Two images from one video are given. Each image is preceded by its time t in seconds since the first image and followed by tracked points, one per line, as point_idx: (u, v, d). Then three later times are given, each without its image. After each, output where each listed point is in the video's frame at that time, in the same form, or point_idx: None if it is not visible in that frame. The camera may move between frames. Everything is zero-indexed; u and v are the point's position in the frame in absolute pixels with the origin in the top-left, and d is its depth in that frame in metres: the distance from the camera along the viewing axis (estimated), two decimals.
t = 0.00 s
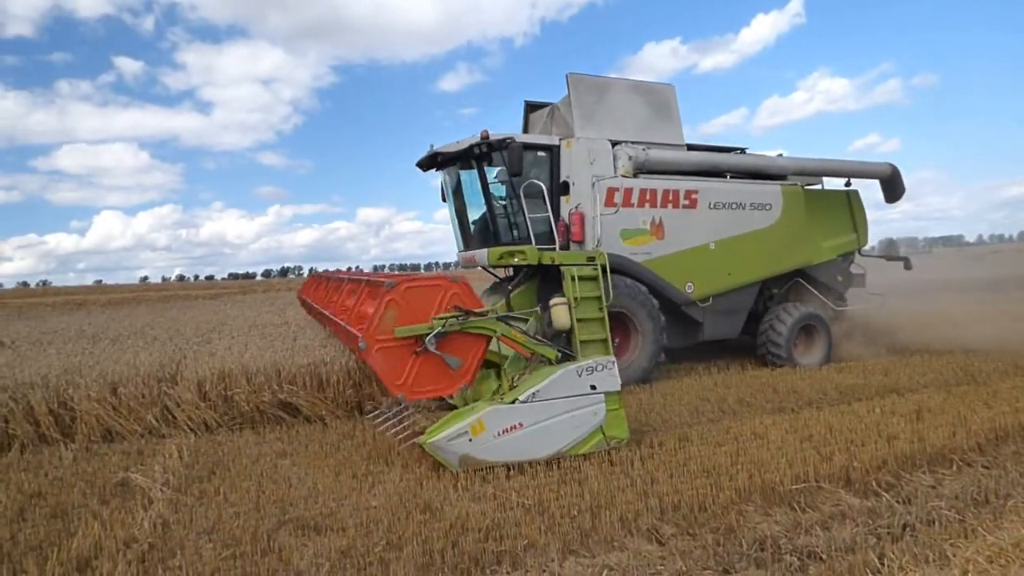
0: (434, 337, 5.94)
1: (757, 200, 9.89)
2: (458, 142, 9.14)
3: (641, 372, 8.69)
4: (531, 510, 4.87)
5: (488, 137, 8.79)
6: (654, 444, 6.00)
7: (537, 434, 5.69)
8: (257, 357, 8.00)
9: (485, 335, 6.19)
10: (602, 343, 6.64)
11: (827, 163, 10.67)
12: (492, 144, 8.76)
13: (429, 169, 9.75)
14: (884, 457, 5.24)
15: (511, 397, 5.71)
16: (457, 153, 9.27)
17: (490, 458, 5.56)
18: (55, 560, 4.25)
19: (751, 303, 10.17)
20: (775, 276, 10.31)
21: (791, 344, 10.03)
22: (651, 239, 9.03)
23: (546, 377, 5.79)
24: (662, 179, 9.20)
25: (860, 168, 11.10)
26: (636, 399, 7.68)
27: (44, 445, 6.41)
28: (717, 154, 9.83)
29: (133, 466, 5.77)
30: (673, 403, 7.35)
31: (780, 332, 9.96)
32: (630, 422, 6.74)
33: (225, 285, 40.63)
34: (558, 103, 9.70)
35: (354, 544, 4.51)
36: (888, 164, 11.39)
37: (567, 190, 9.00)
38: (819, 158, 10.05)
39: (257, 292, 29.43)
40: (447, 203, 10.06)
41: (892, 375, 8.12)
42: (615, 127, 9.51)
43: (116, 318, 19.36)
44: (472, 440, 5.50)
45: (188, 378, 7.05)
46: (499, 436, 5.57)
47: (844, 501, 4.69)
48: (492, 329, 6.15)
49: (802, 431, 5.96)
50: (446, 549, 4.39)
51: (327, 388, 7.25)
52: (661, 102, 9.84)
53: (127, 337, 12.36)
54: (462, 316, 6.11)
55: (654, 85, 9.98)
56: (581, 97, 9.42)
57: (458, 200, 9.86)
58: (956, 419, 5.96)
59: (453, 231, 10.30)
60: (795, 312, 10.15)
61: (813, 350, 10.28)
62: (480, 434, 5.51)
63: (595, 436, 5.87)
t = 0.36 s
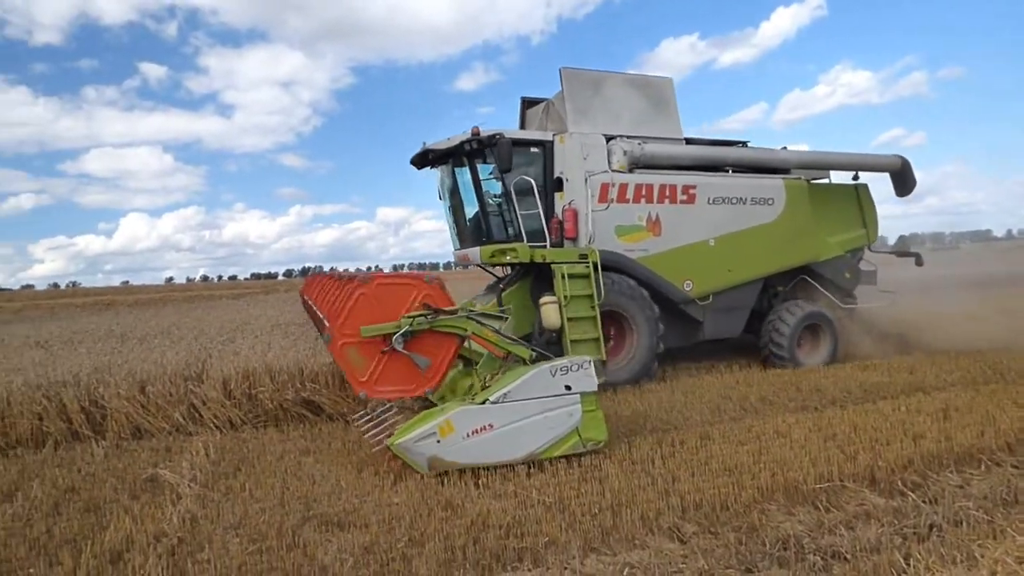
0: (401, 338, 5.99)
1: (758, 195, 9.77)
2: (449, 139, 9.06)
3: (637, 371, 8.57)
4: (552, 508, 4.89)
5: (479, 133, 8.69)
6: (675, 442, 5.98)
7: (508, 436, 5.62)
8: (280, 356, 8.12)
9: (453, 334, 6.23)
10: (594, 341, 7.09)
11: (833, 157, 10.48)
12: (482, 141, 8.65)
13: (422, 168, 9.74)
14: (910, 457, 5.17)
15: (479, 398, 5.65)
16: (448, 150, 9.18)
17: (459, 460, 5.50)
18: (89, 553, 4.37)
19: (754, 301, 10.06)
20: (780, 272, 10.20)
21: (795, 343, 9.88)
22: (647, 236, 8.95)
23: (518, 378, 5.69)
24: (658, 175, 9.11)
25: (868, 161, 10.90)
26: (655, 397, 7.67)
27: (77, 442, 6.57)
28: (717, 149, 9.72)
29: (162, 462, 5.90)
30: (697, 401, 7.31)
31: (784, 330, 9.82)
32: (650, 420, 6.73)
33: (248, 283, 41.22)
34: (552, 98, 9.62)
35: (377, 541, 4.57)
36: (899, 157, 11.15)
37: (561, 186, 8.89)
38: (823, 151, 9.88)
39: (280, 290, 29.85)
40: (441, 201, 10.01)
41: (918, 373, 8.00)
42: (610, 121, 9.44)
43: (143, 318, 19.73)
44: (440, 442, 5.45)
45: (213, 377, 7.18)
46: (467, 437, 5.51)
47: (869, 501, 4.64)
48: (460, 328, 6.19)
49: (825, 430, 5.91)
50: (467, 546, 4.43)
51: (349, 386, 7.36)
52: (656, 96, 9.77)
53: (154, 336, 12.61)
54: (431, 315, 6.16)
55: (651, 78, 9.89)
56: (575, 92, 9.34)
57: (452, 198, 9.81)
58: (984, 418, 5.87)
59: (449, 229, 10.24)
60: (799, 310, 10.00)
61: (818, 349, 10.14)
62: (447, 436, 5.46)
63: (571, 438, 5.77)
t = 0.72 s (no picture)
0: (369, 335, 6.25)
1: (765, 192, 9.61)
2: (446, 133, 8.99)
3: (633, 371, 8.49)
4: (574, 503, 4.92)
5: (476, 128, 8.62)
6: (697, 440, 5.97)
7: (480, 435, 5.62)
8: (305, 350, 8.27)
9: (424, 329, 6.45)
10: (586, 339, 7.52)
11: (846, 153, 10.27)
12: (478, 135, 8.58)
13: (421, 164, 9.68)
14: (938, 459, 5.09)
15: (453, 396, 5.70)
16: (445, 146, 9.11)
17: (429, 459, 5.50)
18: (125, 537, 4.52)
19: (759, 300, 9.94)
20: (787, 271, 10.07)
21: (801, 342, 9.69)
22: (647, 233, 8.86)
23: (491, 377, 5.73)
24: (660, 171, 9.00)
25: (883, 158, 10.66)
26: (676, 394, 7.65)
27: (112, 430, 6.77)
28: (723, 144, 9.56)
29: (192, 451, 6.06)
30: (721, 398, 7.29)
31: (790, 329, 9.66)
32: (672, 418, 6.72)
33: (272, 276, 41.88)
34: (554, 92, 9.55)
35: (401, 532, 4.65)
36: (915, 153, 10.89)
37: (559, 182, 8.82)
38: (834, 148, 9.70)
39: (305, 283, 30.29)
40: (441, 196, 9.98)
41: (948, 374, 7.84)
42: (611, 115, 9.34)
43: (174, 310, 20.20)
44: (409, 440, 5.46)
45: (242, 369, 7.34)
46: (437, 436, 5.53)
47: (896, 502, 4.59)
48: (432, 324, 6.39)
49: (851, 430, 5.86)
50: (490, 539, 4.49)
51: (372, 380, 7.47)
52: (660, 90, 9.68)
53: (184, 328, 12.90)
54: (402, 311, 6.43)
55: (655, 71, 9.76)
56: (577, 86, 9.26)
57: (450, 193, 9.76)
58: (1016, 419, 5.77)
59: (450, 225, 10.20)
60: (806, 309, 9.82)
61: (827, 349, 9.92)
62: (417, 434, 5.49)
63: (547, 439, 5.77)
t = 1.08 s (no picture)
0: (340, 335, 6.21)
1: (769, 184, 9.46)
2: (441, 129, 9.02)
3: (630, 368, 8.45)
4: (598, 497, 4.93)
5: (470, 123, 8.64)
6: (722, 435, 5.93)
7: (454, 436, 5.55)
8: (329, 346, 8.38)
9: (399, 327, 6.39)
10: (583, 338, 7.40)
11: (855, 143, 10.05)
12: (472, 130, 8.59)
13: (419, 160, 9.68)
14: (972, 455, 4.99)
15: (428, 397, 5.61)
16: (439, 141, 9.14)
17: (401, 460, 5.44)
18: (160, 528, 4.65)
19: (763, 295, 9.77)
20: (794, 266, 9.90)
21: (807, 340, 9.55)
22: (645, 228, 8.78)
23: (465, 378, 5.65)
24: (658, 164, 8.92)
25: (894, 147, 10.41)
26: (700, 390, 7.59)
27: (146, 424, 6.95)
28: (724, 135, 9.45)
29: (223, 445, 6.19)
30: (747, 393, 7.25)
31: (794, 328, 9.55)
32: (698, 413, 6.68)
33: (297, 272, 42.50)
34: (551, 85, 9.53)
35: (426, 525, 4.70)
36: (929, 142, 10.62)
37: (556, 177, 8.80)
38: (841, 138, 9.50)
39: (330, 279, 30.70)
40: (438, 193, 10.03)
41: (982, 369, 7.65)
42: (608, 107, 9.28)
43: (205, 307, 20.66)
44: (381, 442, 5.39)
45: (269, 364, 7.47)
46: (412, 438, 5.45)
47: (928, 498, 4.51)
48: (406, 322, 6.34)
49: (881, 425, 5.76)
50: (514, 533, 4.52)
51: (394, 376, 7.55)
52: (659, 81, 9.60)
53: (215, 325, 13.18)
54: (374, 310, 6.33)
55: (653, 62, 9.69)
56: (573, 78, 9.22)
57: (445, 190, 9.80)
58: None
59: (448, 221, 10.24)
60: (811, 305, 9.67)
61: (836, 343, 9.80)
62: (390, 436, 5.40)
63: (526, 440, 5.69)
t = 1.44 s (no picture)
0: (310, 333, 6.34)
1: (772, 178, 9.32)
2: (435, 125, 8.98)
3: (623, 368, 8.41)
4: (621, 495, 4.92)
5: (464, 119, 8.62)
6: (746, 433, 5.88)
7: (425, 436, 5.56)
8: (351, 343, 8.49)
9: (372, 326, 6.47)
10: (574, 337, 7.72)
11: (862, 136, 9.86)
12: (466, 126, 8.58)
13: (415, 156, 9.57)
14: (1006, 455, 4.89)
15: (400, 397, 5.64)
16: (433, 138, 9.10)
17: (372, 461, 5.46)
18: (190, 519, 4.76)
19: (767, 293, 9.62)
20: (799, 263, 9.76)
21: (812, 337, 9.40)
22: (642, 224, 8.71)
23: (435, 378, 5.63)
24: (656, 158, 8.83)
25: (904, 140, 10.20)
26: (725, 387, 7.53)
27: (177, 418, 7.12)
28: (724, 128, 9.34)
29: (250, 439, 6.30)
30: (770, 391, 7.20)
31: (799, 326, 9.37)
32: (722, 410, 6.64)
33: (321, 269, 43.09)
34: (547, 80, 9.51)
35: (449, 520, 4.75)
36: (941, 134, 10.38)
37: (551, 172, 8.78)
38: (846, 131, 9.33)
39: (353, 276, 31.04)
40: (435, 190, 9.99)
41: (1016, 369, 7.46)
42: (604, 102, 9.22)
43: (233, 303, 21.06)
44: (352, 442, 5.44)
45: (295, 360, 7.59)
46: (383, 438, 5.48)
47: (958, 500, 4.43)
48: (381, 321, 6.42)
49: (909, 424, 5.67)
50: (537, 529, 4.54)
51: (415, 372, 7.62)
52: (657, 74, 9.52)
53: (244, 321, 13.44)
54: (346, 308, 6.41)
55: (651, 55, 9.60)
56: (569, 72, 9.19)
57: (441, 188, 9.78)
58: None
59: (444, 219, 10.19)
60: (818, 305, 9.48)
61: (843, 341, 9.65)
62: (360, 436, 5.45)
63: (501, 441, 5.66)
